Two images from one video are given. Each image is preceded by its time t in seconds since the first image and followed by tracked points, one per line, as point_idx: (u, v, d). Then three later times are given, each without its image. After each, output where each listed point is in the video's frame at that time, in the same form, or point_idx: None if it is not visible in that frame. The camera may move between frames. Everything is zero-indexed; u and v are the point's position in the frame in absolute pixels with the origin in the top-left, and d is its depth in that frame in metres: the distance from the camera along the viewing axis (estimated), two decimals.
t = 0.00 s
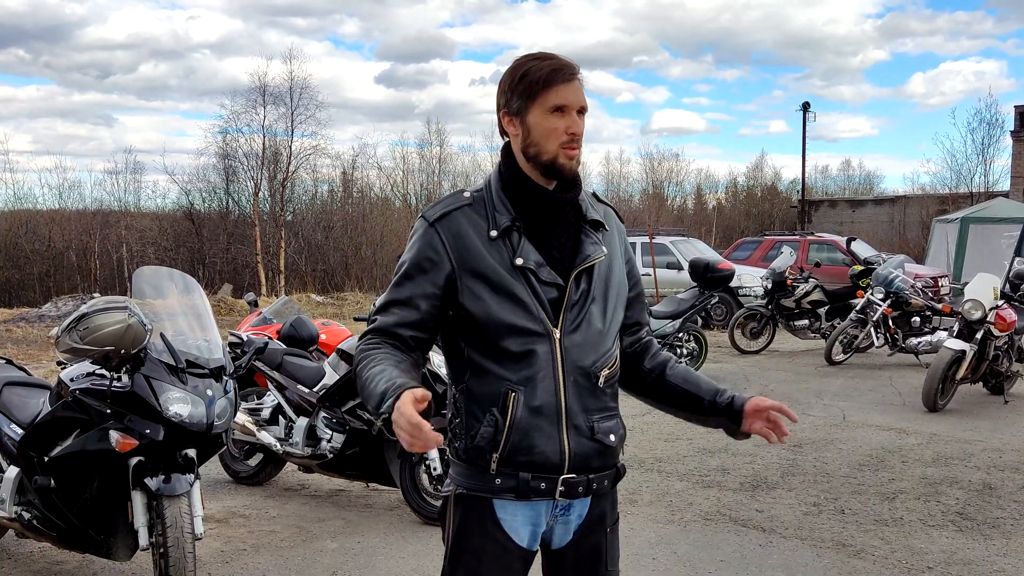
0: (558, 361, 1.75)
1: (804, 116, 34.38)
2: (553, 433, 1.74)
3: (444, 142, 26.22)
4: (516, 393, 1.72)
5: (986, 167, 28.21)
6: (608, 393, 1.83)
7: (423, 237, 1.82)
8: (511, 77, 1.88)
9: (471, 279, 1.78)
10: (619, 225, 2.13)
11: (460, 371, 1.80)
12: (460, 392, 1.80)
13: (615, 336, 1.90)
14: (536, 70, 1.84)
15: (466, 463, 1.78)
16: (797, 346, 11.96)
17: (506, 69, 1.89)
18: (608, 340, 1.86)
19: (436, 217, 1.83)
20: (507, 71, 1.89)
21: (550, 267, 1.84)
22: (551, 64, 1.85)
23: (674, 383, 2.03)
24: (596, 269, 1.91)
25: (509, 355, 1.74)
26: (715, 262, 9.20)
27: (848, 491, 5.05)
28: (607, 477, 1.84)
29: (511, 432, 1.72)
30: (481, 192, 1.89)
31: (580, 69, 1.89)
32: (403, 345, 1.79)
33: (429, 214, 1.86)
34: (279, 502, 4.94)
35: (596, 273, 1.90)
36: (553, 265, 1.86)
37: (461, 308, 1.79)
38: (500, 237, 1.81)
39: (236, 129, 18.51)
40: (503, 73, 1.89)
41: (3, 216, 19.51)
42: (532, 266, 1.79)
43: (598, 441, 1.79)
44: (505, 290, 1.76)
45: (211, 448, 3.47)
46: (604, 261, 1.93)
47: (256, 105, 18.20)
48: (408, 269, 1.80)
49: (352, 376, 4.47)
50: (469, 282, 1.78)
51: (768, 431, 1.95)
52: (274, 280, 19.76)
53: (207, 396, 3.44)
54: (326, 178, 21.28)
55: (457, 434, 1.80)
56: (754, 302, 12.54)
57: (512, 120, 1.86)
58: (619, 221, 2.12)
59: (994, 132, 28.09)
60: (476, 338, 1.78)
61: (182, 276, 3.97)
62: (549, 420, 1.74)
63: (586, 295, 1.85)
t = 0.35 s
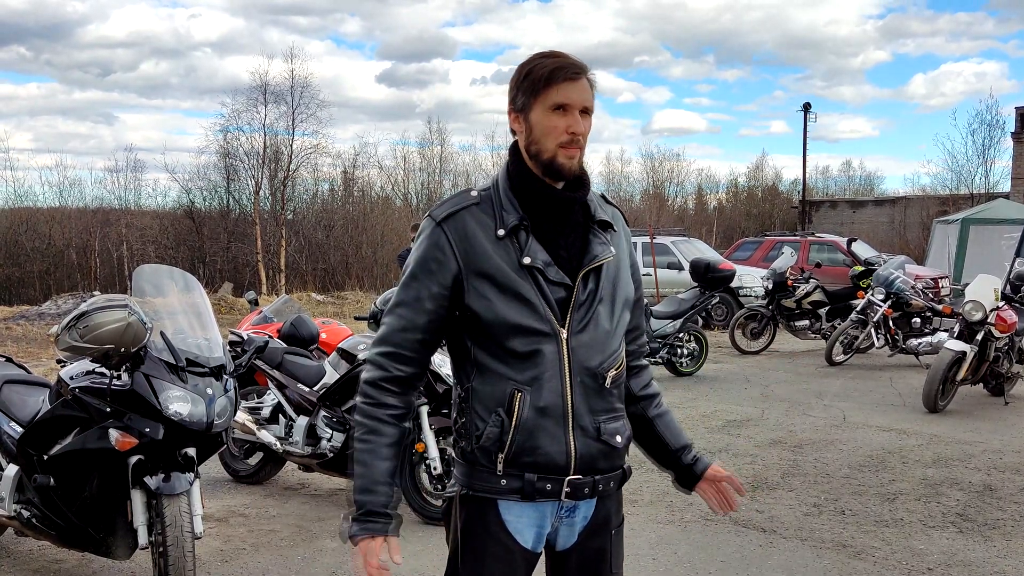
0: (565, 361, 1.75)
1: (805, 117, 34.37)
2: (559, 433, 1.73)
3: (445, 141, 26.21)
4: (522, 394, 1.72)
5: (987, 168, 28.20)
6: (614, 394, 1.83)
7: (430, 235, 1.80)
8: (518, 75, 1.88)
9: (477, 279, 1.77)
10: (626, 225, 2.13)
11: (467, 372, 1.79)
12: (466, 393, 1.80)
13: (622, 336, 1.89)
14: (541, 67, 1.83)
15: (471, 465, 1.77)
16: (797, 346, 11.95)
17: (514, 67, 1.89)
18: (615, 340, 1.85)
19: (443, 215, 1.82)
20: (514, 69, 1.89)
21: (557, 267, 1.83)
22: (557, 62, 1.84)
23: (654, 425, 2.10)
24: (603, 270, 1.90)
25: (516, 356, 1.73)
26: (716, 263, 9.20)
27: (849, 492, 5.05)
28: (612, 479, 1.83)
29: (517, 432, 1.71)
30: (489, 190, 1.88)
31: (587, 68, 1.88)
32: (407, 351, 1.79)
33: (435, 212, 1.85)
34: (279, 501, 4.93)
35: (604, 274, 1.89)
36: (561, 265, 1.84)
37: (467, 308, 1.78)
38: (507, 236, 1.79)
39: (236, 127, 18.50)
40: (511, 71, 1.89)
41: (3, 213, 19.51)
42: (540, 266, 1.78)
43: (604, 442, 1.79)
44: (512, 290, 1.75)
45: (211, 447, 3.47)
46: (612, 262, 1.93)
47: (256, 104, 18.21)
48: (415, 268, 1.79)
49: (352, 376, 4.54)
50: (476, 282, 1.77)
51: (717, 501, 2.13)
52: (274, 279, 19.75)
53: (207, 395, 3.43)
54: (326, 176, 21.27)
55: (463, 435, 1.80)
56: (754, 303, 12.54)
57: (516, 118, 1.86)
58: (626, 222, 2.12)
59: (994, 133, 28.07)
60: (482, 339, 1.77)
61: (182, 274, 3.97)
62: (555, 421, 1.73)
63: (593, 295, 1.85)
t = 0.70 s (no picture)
0: (563, 359, 1.74)
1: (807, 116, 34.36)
2: (557, 430, 1.73)
3: (447, 140, 26.20)
4: (519, 390, 1.71)
5: (989, 168, 28.18)
6: (613, 392, 1.82)
7: (431, 228, 1.81)
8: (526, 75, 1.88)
9: (477, 274, 1.77)
10: (631, 225, 2.12)
11: (466, 367, 1.79)
12: (464, 388, 1.79)
13: (621, 334, 1.89)
14: (549, 68, 1.82)
15: (469, 459, 1.77)
16: (799, 346, 11.94)
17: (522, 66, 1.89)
18: (614, 338, 1.84)
19: (445, 210, 1.83)
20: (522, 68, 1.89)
21: (557, 264, 1.83)
22: (566, 63, 1.83)
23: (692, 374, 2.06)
24: (604, 267, 1.89)
25: (515, 352, 1.73)
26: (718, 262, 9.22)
27: (850, 491, 5.04)
28: (611, 476, 1.82)
29: (515, 429, 1.71)
30: (492, 187, 1.89)
31: (595, 70, 1.87)
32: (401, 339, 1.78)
33: (438, 207, 1.86)
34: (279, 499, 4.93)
35: (604, 272, 1.89)
36: (561, 262, 1.84)
37: (467, 303, 1.78)
38: (508, 233, 1.79)
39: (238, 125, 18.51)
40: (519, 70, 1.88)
41: (5, 211, 19.53)
42: (539, 263, 1.77)
43: (602, 440, 1.78)
44: (511, 287, 1.75)
45: (211, 445, 3.46)
46: (613, 260, 1.92)
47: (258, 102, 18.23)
48: (415, 260, 1.80)
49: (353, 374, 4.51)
50: (476, 277, 1.77)
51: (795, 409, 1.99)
52: (275, 277, 19.77)
53: (208, 392, 3.42)
54: (328, 175, 21.27)
55: (461, 431, 1.79)
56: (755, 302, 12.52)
57: (522, 116, 1.85)
58: (631, 221, 2.11)
59: (995, 132, 28.04)
60: (480, 334, 1.77)
61: (184, 272, 3.96)
62: (553, 418, 1.73)
63: (593, 293, 1.84)
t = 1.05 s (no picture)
0: (564, 355, 1.74)
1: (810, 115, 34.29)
2: (559, 427, 1.73)
3: (449, 137, 26.19)
4: (522, 387, 1.71)
5: (993, 165, 28.12)
6: (613, 387, 1.82)
7: (430, 227, 1.80)
8: (538, 71, 1.83)
9: (478, 273, 1.76)
10: (624, 219, 2.11)
11: (466, 365, 1.78)
12: (464, 385, 1.79)
13: (621, 330, 1.89)
14: (569, 67, 1.81)
15: (472, 457, 1.76)
16: (801, 344, 11.93)
17: (533, 63, 1.84)
18: (614, 334, 1.85)
19: (443, 208, 1.81)
20: (533, 65, 1.84)
21: (555, 261, 1.82)
22: (579, 63, 1.83)
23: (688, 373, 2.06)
24: (601, 264, 1.89)
25: (516, 349, 1.72)
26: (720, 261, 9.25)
27: (852, 489, 5.03)
28: (612, 471, 1.82)
29: (518, 426, 1.71)
30: (489, 184, 1.87)
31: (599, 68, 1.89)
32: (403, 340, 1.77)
33: (434, 205, 1.84)
34: (281, 497, 4.94)
35: (601, 268, 1.89)
36: (559, 259, 1.84)
37: (466, 301, 1.77)
38: (506, 231, 1.79)
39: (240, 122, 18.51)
40: (530, 66, 1.84)
41: (7, 208, 19.54)
42: (538, 260, 1.77)
43: (603, 435, 1.78)
44: (511, 285, 1.75)
45: (214, 442, 3.47)
46: (609, 255, 1.92)
47: (260, 99, 18.23)
48: (413, 259, 1.78)
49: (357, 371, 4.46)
50: (476, 275, 1.76)
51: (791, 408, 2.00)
52: (278, 275, 19.80)
53: (210, 389, 3.43)
54: (330, 172, 21.26)
55: (463, 428, 1.79)
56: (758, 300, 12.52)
57: (541, 116, 1.81)
58: (623, 216, 2.10)
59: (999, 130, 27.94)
60: (480, 331, 1.76)
61: (186, 269, 3.97)
62: (556, 414, 1.73)
63: (591, 289, 1.84)
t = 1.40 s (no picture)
0: (582, 354, 1.73)
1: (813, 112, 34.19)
2: (579, 425, 1.73)
3: (451, 135, 26.16)
4: (545, 389, 1.69)
5: (997, 163, 28.03)
6: (624, 383, 1.84)
7: (443, 234, 1.69)
8: (565, 68, 1.77)
9: (497, 277, 1.69)
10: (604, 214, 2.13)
11: (480, 370, 1.73)
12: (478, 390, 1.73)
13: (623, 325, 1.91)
14: (598, 69, 1.78)
15: (492, 462, 1.72)
16: (804, 342, 11.92)
17: (560, 59, 1.77)
18: (620, 330, 1.86)
19: (456, 212, 1.70)
20: (560, 61, 1.77)
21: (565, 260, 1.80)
22: (601, 61, 1.80)
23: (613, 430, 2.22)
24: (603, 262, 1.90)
25: (535, 351, 1.70)
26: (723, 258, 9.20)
27: (854, 487, 5.03)
28: (620, 464, 1.85)
29: (543, 427, 1.69)
30: (495, 182, 1.79)
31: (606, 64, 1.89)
32: (427, 357, 1.68)
33: (446, 207, 1.72)
34: (283, 494, 4.94)
35: (605, 266, 1.89)
36: (568, 257, 1.82)
37: (484, 306, 1.71)
38: (520, 231, 1.73)
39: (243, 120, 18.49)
40: (557, 63, 1.77)
41: (10, 206, 19.54)
42: (554, 260, 1.74)
43: (617, 429, 1.80)
44: (530, 287, 1.70)
45: (216, 439, 3.48)
46: (609, 252, 1.93)
47: (263, 97, 18.22)
48: (430, 270, 1.68)
49: (359, 368, 4.47)
50: (494, 279, 1.69)
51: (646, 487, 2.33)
52: (280, 272, 19.81)
53: (212, 387, 3.43)
54: (333, 170, 21.23)
55: (478, 433, 1.74)
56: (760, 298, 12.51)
57: (572, 117, 1.76)
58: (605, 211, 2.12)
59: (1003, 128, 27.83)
60: (496, 335, 1.71)
61: (188, 268, 3.98)
62: (577, 413, 1.72)
63: (600, 287, 1.84)
